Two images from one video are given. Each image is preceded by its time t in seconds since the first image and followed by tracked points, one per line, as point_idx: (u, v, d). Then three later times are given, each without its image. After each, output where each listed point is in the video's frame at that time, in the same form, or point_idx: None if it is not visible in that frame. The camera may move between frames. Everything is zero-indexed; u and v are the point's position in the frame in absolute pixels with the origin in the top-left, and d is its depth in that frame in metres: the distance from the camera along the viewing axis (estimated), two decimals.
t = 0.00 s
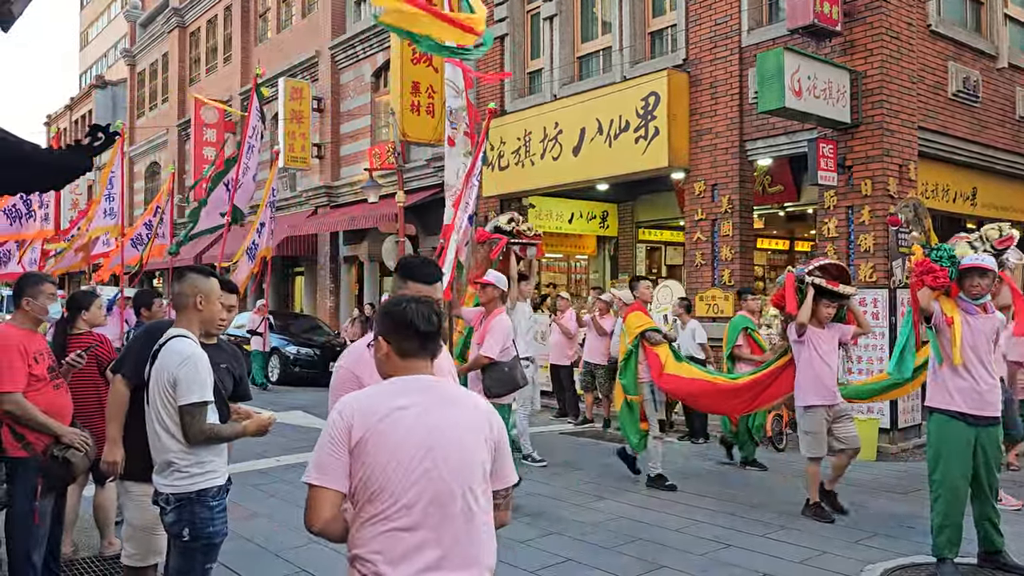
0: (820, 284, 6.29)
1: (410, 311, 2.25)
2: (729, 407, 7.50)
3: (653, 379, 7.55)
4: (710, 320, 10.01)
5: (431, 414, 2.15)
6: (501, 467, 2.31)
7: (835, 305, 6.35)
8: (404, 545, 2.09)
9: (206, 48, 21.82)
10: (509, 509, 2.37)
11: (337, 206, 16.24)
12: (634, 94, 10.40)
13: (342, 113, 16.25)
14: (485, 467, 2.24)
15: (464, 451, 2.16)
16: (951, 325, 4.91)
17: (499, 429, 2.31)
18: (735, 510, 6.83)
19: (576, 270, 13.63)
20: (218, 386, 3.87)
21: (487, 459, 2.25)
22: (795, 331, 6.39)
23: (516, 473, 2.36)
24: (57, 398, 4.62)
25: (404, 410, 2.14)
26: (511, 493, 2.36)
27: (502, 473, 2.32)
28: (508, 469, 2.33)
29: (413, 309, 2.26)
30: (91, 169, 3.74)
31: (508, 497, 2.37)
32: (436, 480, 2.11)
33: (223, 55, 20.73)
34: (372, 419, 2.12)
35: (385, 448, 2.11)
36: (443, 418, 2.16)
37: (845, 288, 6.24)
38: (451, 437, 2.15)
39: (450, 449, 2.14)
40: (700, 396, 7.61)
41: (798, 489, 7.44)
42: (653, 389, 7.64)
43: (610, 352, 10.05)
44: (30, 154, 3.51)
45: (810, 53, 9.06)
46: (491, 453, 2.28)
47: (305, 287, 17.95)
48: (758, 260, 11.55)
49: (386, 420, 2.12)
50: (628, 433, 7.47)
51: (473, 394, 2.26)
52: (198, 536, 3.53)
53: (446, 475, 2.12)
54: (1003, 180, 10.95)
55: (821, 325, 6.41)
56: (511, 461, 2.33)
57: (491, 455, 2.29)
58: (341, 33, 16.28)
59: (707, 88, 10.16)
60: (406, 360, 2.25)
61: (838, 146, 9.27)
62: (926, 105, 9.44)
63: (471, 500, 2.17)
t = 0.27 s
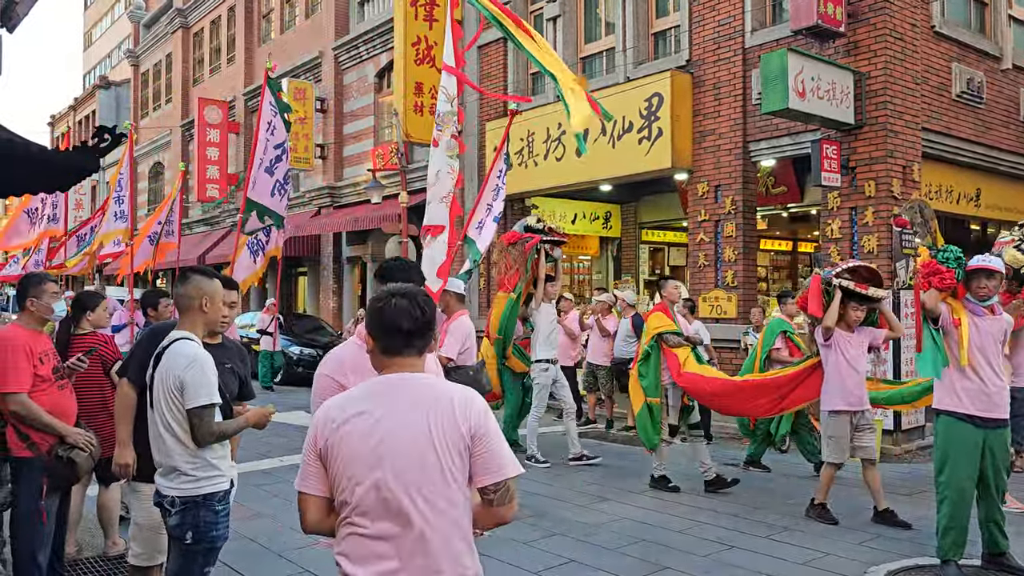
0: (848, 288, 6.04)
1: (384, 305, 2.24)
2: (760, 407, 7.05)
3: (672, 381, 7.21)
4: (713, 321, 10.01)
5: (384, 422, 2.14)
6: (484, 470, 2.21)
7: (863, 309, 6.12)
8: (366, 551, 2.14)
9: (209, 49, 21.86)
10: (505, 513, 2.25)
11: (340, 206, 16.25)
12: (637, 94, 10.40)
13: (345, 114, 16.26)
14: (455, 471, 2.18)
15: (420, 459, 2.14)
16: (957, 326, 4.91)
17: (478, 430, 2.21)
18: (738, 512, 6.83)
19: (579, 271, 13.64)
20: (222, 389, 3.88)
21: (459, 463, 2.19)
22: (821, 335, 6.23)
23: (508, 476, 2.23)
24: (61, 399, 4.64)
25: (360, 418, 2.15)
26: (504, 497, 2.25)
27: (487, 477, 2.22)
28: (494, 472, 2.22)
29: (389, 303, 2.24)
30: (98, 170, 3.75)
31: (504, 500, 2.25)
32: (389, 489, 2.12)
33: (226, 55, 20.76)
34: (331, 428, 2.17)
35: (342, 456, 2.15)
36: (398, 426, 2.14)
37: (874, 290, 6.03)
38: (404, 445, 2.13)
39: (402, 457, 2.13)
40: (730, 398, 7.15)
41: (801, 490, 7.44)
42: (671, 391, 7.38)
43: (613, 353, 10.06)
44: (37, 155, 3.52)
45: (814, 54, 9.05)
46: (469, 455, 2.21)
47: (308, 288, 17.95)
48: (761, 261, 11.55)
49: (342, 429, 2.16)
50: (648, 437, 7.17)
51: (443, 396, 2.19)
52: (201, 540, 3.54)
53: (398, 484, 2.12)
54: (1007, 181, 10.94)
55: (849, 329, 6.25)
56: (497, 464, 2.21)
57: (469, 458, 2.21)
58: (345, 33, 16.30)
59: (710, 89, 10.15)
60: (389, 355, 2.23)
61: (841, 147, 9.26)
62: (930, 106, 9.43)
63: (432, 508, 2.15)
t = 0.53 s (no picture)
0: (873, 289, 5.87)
1: (380, 305, 2.22)
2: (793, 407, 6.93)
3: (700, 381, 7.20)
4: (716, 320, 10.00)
5: (361, 428, 2.17)
6: (465, 487, 2.11)
7: (891, 309, 5.99)
8: (353, 550, 2.22)
9: (212, 48, 21.89)
10: (493, 536, 2.12)
11: (344, 205, 16.27)
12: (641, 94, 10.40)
13: (349, 113, 16.28)
14: (432, 486, 2.13)
15: (394, 469, 2.13)
16: (965, 327, 4.90)
17: (458, 447, 2.11)
18: (741, 511, 6.83)
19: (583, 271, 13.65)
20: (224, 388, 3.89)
21: (436, 478, 2.13)
22: (846, 335, 6.14)
23: (492, 497, 2.10)
24: (66, 398, 4.64)
25: (345, 422, 2.20)
26: (492, 519, 2.12)
27: (469, 496, 2.11)
28: (475, 492, 2.10)
29: (385, 303, 2.21)
30: (105, 169, 3.76)
31: (493, 523, 2.12)
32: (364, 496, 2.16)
33: (230, 54, 20.79)
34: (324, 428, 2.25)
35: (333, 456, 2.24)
36: (378, 431, 2.15)
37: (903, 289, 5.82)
38: (378, 453, 2.14)
39: (375, 465, 2.14)
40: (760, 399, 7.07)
41: (804, 490, 7.44)
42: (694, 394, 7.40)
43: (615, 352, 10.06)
44: (43, 155, 3.52)
45: (818, 53, 9.04)
46: (449, 471, 2.13)
47: (311, 287, 17.98)
48: (765, 260, 11.56)
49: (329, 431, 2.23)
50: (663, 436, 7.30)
51: (422, 407, 2.13)
52: (208, 539, 3.57)
53: (373, 492, 2.15)
54: (1011, 180, 10.91)
55: (876, 330, 6.14)
56: (478, 484, 2.10)
57: (450, 474, 2.13)
58: (348, 33, 16.32)
59: (714, 89, 10.15)
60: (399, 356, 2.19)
61: (845, 146, 9.24)
62: (934, 105, 9.41)
63: (407, 517, 2.14)
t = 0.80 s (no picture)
0: (886, 280, 5.92)
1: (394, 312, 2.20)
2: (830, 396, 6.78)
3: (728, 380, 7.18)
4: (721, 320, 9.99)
5: (368, 442, 2.18)
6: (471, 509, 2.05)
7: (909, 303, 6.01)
8: (358, 553, 2.20)
9: (217, 48, 21.92)
10: (507, 561, 2.03)
11: (348, 205, 16.29)
12: (645, 93, 10.39)
13: (353, 113, 16.29)
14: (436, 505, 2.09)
15: (398, 485, 2.11)
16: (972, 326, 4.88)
17: (463, 466, 2.06)
18: (746, 511, 6.81)
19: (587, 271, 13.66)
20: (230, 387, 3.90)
21: (440, 497, 2.08)
22: (862, 331, 6.13)
23: (505, 522, 2.02)
24: (71, 397, 4.64)
25: (355, 434, 2.21)
26: (508, 544, 2.03)
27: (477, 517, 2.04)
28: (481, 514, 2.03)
29: (401, 311, 2.18)
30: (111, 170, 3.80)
31: (509, 548, 2.03)
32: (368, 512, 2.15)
33: (234, 55, 20.83)
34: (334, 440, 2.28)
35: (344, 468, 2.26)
36: (392, 433, 2.14)
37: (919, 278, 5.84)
38: (385, 467, 2.13)
39: (381, 478, 2.14)
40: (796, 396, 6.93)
41: (809, 489, 7.43)
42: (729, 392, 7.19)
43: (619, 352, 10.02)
44: (50, 153, 3.56)
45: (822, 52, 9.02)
46: (455, 490, 2.08)
47: (315, 287, 18.00)
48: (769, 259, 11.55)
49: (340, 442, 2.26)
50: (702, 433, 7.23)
51: (436, 418, 2.10)
52: (214, 537, 3.58)
53: (381, 498, 2.13)
54: (1017, 180, 10.88)
55: (893, 325, 6.13)
56: (485, 506, 2.03)
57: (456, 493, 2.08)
58: (352, 32, 16.33)
59: (718, 88, 10.13)
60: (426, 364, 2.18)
61: (850, 145, 9.22)
62: (939, 104, 9.39)
63: (410, 537, 2.11)
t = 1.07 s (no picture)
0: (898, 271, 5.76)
1: (403, 314, 2.22)
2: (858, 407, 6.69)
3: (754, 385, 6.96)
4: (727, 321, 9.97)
5: (370, 446, 2.19)
6: (461, 520, 1.99)
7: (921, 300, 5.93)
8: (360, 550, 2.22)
9: (223, 51, 22.00)
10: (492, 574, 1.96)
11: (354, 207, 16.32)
12: (651, 94, 10.38)
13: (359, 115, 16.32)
14: (430, 513, 2.06)
15: (396, 489, 2.10)
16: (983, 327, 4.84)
17: (454, 475, 2.01)
18: (754, 513, 6.79)
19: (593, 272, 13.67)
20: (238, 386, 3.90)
21: (433, 506, 2.05)
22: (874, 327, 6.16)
23: (498, 534, 1.96)
24: (80, 400, 4.66)
25: (361, 437, 2.23)
26: (491, 557, 1.97)
27: (465, 530, 1.98)
28: (469, 526, 1.97)
29: (409, 314, 2.20)
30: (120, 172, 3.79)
31: (493, 561, 1.97)
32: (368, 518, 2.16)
33: (241, 57, 20.89)
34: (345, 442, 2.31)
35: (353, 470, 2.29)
36: (394, 433, 2.14)
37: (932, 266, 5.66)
38: (383, 473, 2.14)
39: (380, 484, 2.14)
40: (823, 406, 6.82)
41: (817, 492, 7.40)
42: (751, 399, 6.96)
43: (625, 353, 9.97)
44: (59, 159, 3.55)
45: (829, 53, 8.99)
46: (447, 499, 2.04)
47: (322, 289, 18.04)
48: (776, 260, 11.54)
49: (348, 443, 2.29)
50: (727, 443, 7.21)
51: (436, 421, 2.08)
52: (220, 535, 3.58)
53: (382, 497, 2.14)
54: None
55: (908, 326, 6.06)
56: (473, 517, 1.97)
57: (448, 502, 2.04)
58: (358, 34, 16.36)
59: (725, 89, 10.12)
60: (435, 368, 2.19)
61: (857, 146, 9.19)
62: (946, 104, 9.36)
63: (405, 545, 2.10)
